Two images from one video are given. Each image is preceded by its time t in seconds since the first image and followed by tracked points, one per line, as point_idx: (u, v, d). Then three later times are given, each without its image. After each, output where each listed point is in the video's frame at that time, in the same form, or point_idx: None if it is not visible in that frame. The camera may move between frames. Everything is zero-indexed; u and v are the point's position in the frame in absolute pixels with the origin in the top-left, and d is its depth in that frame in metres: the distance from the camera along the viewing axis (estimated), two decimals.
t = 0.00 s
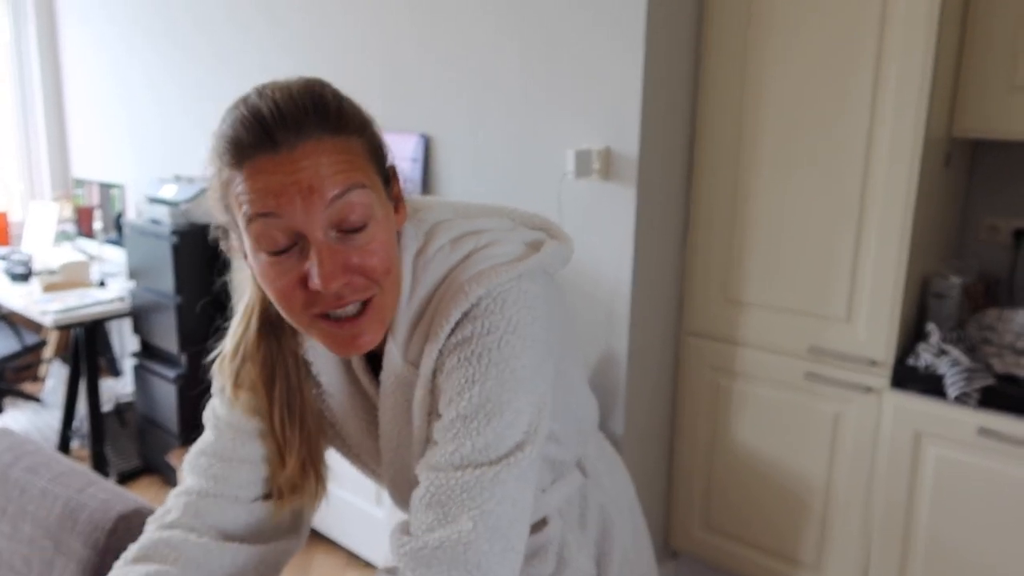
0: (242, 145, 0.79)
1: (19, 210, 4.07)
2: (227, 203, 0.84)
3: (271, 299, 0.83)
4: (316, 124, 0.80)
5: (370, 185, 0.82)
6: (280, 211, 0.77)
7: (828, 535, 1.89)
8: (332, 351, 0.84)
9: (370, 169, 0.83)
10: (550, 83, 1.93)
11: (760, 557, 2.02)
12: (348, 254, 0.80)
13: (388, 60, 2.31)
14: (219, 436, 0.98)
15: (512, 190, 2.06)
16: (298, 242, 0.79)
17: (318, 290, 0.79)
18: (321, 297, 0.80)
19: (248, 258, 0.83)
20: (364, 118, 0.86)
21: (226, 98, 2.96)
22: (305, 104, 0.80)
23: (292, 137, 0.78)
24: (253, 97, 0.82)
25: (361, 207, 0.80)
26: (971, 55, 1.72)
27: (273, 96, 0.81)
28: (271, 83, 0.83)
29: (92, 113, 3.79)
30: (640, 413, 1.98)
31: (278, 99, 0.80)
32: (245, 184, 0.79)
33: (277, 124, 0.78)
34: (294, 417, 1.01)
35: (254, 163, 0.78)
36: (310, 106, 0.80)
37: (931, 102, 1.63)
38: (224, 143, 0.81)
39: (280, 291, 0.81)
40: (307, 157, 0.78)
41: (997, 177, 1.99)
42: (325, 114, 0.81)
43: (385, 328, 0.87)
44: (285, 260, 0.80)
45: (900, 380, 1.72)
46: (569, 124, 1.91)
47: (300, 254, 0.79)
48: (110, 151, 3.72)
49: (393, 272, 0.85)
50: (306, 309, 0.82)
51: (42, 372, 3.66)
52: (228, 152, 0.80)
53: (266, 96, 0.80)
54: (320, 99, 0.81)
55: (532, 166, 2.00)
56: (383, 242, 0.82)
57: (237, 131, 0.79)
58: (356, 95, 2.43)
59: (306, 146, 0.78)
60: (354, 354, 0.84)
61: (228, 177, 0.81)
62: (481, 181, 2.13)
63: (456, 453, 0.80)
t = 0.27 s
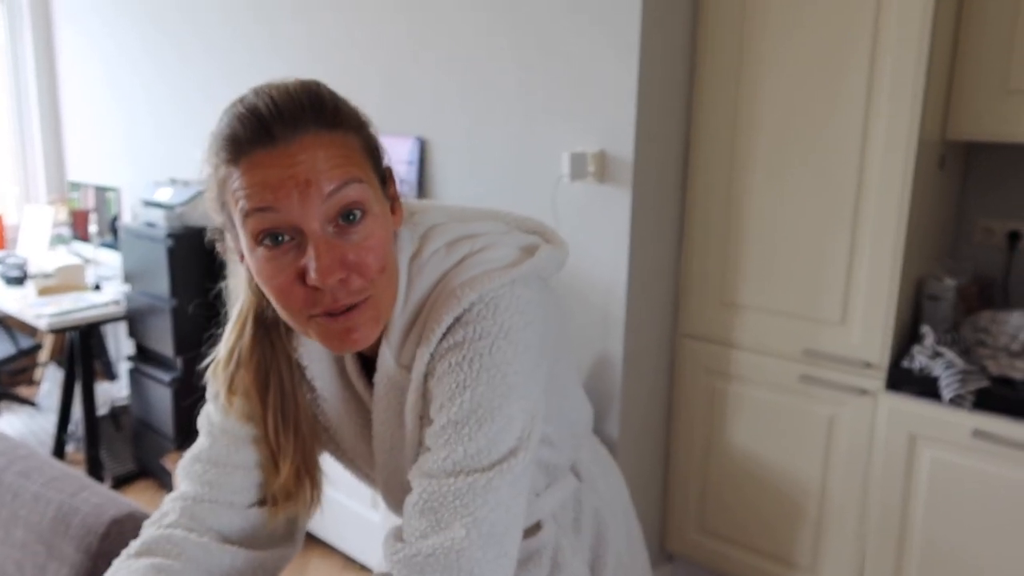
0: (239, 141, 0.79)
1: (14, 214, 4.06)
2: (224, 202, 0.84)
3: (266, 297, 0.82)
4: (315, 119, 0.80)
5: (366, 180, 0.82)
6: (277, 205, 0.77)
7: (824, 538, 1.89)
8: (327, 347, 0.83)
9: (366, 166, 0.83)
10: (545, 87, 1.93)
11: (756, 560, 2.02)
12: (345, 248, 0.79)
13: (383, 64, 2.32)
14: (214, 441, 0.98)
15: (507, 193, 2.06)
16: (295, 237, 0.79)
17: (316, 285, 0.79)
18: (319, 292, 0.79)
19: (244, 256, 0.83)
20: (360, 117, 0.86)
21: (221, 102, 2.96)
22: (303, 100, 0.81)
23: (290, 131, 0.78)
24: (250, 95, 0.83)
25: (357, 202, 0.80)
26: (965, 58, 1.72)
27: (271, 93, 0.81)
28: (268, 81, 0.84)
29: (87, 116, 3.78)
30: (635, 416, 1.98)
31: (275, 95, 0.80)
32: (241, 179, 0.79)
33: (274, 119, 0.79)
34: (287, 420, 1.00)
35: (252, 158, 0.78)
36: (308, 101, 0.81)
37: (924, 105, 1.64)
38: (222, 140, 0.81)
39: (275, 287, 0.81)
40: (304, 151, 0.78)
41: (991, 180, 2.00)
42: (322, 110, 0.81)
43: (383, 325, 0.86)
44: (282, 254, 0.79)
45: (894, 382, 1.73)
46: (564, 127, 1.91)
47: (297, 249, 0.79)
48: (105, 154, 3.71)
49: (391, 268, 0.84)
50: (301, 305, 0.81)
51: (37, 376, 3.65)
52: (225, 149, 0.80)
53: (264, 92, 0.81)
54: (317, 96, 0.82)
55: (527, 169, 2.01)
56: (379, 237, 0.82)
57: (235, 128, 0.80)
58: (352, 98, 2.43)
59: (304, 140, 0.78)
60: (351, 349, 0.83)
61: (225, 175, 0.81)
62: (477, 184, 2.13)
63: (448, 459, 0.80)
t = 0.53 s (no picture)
0: (232, 140, 0.79)
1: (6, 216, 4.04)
2: (216, 202, 0.83)
3: (259, 297, 0.82)
4: (307, 117, 0.80)
5: (359, 178, 0.82)
6: (270, 203, 0.77)
7: (818, 538, 1.89)
8: (322, 346, 0.82)
9: (358, 164, 0.83)
10: (539, 88, 1.93)
11: (750, 561, 2.02)
12: (340, 245, 0.79)
13: (376, 65, 2.31)
14: (204, 445, 0.97)
15: (500, 195, 2.06)
16: (289, 235, 0.78)
17: (310, 283, 0.78)
18: (313, 290, 0.79)
19: (238, 255, 0.82)
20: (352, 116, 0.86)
21: (214, 103, 2.95)
22: (294, 98, 0.81)
23: (283, 129, 0.78)
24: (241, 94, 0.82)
25: (350, 200, 0.80)
26: (956, 59, 1.73)
27: (263, 92, 0.81)
28: (260, 81, 0.84)
29: (79, 118, 3.77)
30: (629, 418, 1.98)
31: (267, 94, 0.80)
32: (234, 177, 0.79)
33: (267, 117, 0.78)
34: (279, 422, 1.00)
35: (244, 157, 0.78)
36: (299, 100, 0.81)
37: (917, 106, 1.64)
38: (213, 139, 0.80)
39: (269, 286, 0.80)
40: (297, 149, 0.78)
41: (983, 182, 2.00)
42: (314, 108, 0.81)
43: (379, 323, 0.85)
44: (276, 252, 0.79)
45: (887, 382, 1.73)
46: (558, 129, 1.91)
47: (291, 248, 0.79)
48: (98, 156, 3.70)
49: (386, 266, 0.84)
50: (295, 303, 0.80)
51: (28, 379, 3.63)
52: (217, 148, 0.80)
53: (256, 92, 0.81)
54: (309, 94, 0.82)
55: (521, 170, 2.01)
56: (373, 235, 0.82)
57: (227, 127, 0.79)
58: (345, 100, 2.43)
59: (297, 139, 0.78)
60: (346, 347, 0.82)
61: (217, 174, 0.81)
62: (470, 185, 2.13)
63: (447, 459, 0.80)
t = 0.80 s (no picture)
0: (236, 148, 0.79)
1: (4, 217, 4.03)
2: (220, 210, 0.83)
3: (263, 304, 0.82)
4: (312, 125, 0.80)
5: (364, 186, 0.82)
6: (275, 213, 0.77)
7: (817, 540, 1.89)
8: (326, 354, 0.82)
9: (364, 172, 0.83)
10: (538, 89, 1.93)
11: (750, 562, 2.02)
12: (345, 254, 0.79)
13: (375, 66, 2.31)
14: (205, 449, 0.96)
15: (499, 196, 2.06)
16: (294, 244, 0.78)
17: (315, 292, 0.78)
18: (317, 299, 0.79)
19: (241, 263, 0.82)
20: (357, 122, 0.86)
21: (213, 104, 2.95)
22: (300, 106, 0.80)
23: (288, 137, 0.78)
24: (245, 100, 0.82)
25: (355, 209, 0.80)
26: (956, 61, 1.73)
27: (267, 99, 0.81)
28: (263, 88, 0.83)
29: (77, 119, 3.77)
30: (628, 419, 1.98)
31: (272, 101, 0.80)
32: (238, 186, 0.78)
33: (272, 125, 0.78)
34: (279, 426, 1.00)
35: (249, 166, 0.78)
36: (305, 107, 0.80)
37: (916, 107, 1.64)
38: (217, 146, 0.80)
39: (273, 294, 0.80)
40: (303, 157, 0.77)
41: (982, 183, 2.01)
42: (319, 116, 0.81)
43: (383, 329, 0.85)
44: (281, 262, 0.79)
45: (887, 384, 1.73)
46: (557, 130, 1.91)
47: (295, 256, 0.79)
48: (96, 157, 3.69)
49: (391, 274, 0.84)
50: (300, 311, 0.80)
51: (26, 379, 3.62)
52: (221, 156, 0.80)
53: (259, 99, 0.80)
54: (314, 102, 0.82)
55: (520, 171, 2.01)
56: (378, 243, 0.81)
57: (231, 135, 0.79)
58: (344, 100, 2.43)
59: (302, 147, 0.78)
60: (351, 355, 0.82)
61: (221, 182, 0.80)
62: (469, 187, 2.13)
63: (453, 464, 0.80)
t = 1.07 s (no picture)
0: (241, 143, 0.79)
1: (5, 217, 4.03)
2: (224, 206, 0.83)
3: (266, 301, 0.81)
4: (318, 122, 0.80)
5: (369, 183, 0.82)
6: (280, 208, 0.77)
7: (819, 540, 1.89)
8: (328, 350, 0.82)
9: (369, 169, 0.83)
10: (540, 90, 1.93)
11: (751, 563, 2.02)
12: (349, 250, 0.79)
13: (377, 67, 2.31)
14: (207, 449, 0.96)
15: (501, 196, 2.06)
16: (298, 240, 0.78)
17: (318, 287, 0.78)
18: (321, 294, 0.79)
19: (245, 258, 0.82)
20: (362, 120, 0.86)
21: (214, 104, 2.95)
22: (306, 103, 0.81)
23: (294, 133, 0.78)
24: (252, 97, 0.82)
25: (360, 205, 0.80)
26: (958, 62, 1.73)
27: (272, 95, 0.81)
28: (269, 85, 0.83)
29: (79, 120, 3.77)
30: (630, 420, 1.98)
31: (278, 98, 0.80)
32: (243, 181, 0.78)
33: (278, 121, 0.78)
34: (281, 425, 1.00)
35: (254, 161, 0.78)
36: (310, 104, 0.81)
37: (919, 108, 1.64)
38: (222, 142, 0.80)
39: (276, 290, 0.80)
40: (308, 154, 0.77)
41: (984, 184, 2.00)
42: (325, 113, 0.81)
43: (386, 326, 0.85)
44: (284, 257, 0.79)
45: (889, 385, 1.73)
46: (559, 131, 1.91)
47: (298, 252, 0.78)
48: (98, 157, 3.69)
49: (395, 271, 0.84)
50: (303, 307, 0.80)
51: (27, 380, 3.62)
52: (226, 151, 0.80)
53: (265, 95, 0.80)
54: (320, 99, 0.82)
55: (522, 172, 2.01)
56: (382, 240, 0.81)
57: (236, 130, 0.79)
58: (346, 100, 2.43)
59: (307, 143, 0.78)
60: (353, 351, 0.82)
61: (226, 177, 0.80)
62: (471, 187, 2.13)
63: (456, 462, 0.80)
